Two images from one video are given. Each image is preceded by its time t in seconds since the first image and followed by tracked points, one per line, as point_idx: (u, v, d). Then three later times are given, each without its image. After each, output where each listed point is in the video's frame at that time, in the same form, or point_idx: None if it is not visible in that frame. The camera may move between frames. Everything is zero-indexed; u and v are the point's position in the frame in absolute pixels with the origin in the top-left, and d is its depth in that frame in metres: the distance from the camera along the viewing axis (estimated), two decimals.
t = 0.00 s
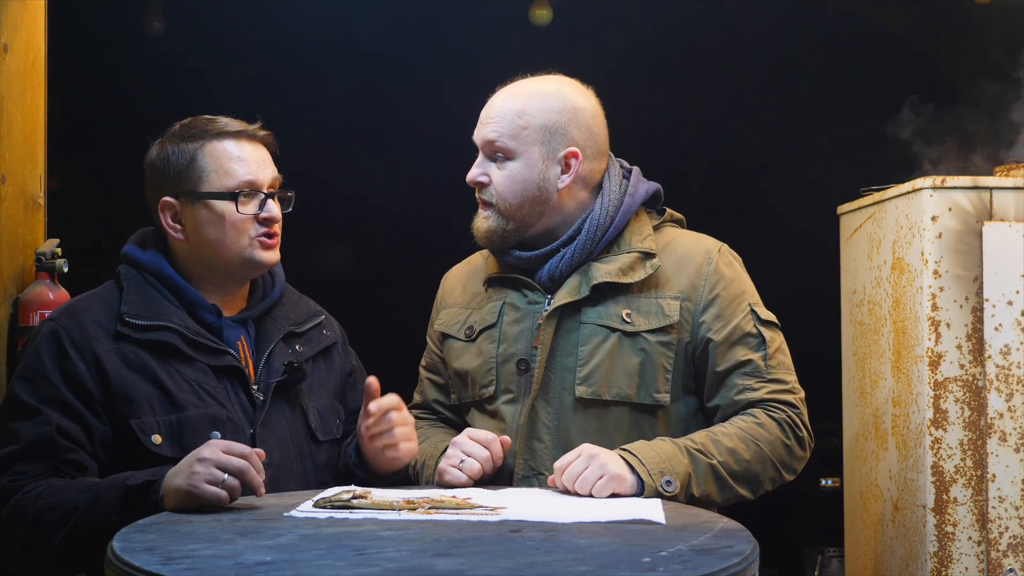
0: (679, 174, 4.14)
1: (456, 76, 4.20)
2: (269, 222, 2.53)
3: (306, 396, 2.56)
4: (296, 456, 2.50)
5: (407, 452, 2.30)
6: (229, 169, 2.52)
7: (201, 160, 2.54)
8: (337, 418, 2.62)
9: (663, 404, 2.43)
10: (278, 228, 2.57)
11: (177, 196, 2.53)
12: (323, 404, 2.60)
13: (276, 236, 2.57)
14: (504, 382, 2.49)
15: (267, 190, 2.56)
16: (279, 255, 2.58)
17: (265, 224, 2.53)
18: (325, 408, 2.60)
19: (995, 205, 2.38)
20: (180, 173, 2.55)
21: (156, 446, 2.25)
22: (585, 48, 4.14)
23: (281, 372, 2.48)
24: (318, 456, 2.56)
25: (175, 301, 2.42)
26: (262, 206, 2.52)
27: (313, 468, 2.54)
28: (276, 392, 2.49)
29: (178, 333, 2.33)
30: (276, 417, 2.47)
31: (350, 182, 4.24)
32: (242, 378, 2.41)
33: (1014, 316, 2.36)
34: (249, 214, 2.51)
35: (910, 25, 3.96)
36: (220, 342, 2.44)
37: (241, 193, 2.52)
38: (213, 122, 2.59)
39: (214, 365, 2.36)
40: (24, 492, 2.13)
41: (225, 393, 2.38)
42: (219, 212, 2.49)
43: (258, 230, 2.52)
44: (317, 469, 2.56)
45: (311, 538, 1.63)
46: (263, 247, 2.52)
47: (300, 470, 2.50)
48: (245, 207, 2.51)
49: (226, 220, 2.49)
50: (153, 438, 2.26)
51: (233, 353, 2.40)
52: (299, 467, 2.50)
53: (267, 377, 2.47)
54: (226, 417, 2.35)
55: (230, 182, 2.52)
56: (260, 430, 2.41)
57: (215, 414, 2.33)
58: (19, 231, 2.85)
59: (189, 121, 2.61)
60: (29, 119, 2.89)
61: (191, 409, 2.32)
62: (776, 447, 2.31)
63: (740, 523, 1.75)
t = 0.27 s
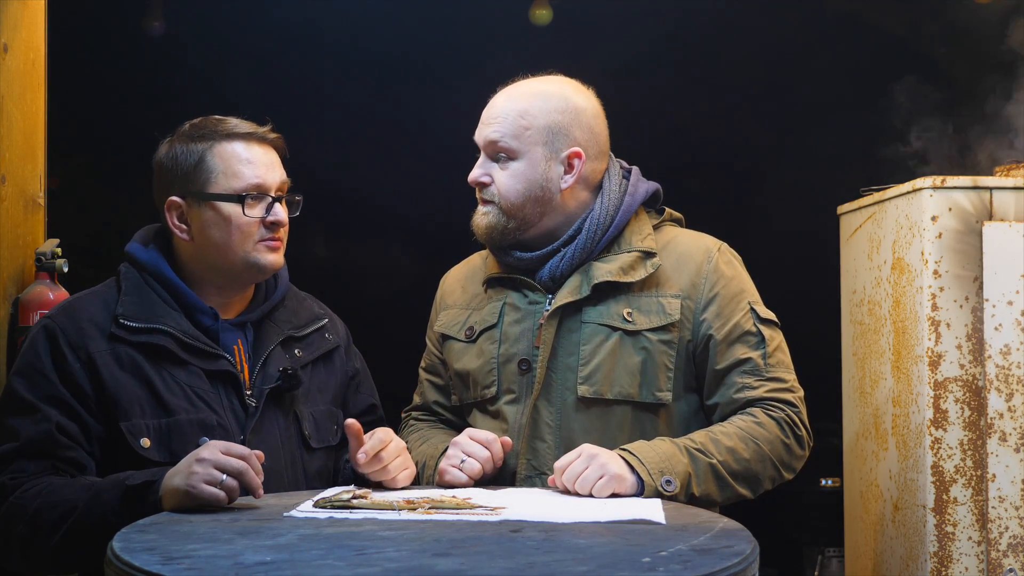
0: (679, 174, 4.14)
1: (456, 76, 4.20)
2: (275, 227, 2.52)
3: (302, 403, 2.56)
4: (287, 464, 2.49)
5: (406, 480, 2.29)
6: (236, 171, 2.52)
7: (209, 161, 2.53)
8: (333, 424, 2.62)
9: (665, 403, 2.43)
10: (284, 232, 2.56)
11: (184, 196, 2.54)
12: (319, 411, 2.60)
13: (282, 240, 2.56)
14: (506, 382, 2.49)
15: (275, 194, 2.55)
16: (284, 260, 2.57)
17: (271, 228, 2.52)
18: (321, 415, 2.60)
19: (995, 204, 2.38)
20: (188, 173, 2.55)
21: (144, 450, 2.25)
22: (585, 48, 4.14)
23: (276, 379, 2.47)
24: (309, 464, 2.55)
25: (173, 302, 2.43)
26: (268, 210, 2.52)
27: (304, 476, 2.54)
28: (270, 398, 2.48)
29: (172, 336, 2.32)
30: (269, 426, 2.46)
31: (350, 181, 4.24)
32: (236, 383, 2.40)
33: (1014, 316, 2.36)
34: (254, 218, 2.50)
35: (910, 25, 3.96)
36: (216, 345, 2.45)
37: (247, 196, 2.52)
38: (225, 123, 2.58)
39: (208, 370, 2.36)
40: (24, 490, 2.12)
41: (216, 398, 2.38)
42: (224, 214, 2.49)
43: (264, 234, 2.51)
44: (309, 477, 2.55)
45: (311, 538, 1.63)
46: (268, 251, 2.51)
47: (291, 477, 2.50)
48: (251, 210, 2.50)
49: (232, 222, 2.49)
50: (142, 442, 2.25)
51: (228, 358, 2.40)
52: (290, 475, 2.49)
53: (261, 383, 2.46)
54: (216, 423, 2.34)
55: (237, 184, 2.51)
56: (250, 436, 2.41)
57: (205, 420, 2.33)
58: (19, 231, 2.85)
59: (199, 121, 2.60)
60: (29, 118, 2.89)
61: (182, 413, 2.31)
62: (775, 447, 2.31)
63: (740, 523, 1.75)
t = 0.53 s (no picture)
0: (679, 174, 4.14)
1: (456, 76, 4.20)
2: (265, 226, 2.52)
3: (300, 402, 2.56)
4: (287, 463, 2.49)
5: (412, 481, 2.28)
6: (226, 171, 2.51)
7: (199, 160, 2.53)
8: (331, 424, 2.63)
9: (666, 404, 2.43)
10: (273, 232, 2.55)
11: (175, 195, 2.53)
12: (317, 410, 2.60)
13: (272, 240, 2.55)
14: (507, 383, 2.49)
15: (265, 193, 2.55)
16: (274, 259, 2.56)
17: (260, 228, 2.51)
18: (319, 414, 2.60)
19: (995, 204, 2.38)
20: (179, 172, 2.54)
21: (146, 452, 2.25)
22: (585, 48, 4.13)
23: (275, 380, 2.47)
24: (308, 463, 2.56)
25: (171, 304, 2.42)
26: (258, 210, 2.51)
27: (303, 475, 2.54)
28: (269, 399, 2.48)
29: (172, 337, 2.33)
30: (269, 425, 2.46)
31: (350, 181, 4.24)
32: (236, 383, 2.40)
33: (1014, 316, 2.36)
34: (244, 217, 2.50)
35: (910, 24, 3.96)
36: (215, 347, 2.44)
37: (237, 195, 2.51)
38: (217, 123, 2.58)
39: (208, 371, 2.36)
40: (24, 492, 2.13)
41: (216, 399, 2.38)
42: (214, 214, 2.48)
43: (253, 234, 2.50)
44: (308, 477, 2.56)
45: (312, 538, 1.63)
46: (257, 251, 2.51)
47: (291, 477, 2.50)
48: (240, 210, 2.50)
49: (221, 222, 2.48)
50: (144, 444, 2.25)
51: (228, 359, 2.40)
52: (290, 474, 2.50)
53: (260, 383, 2.46)
54: (216, 424, 2.35)
55: (226, 184, 2.51)
56: (251, 437, 2.41)
57: (206, 421, 2.33)
58: (19, 231, 2.85)
59: (192, 121, 2.60)
60: (29, 118, 2.89)
61: (182, 415, 2.31)
62: (775, 447, 2.31)
63: (740, 523, 1.75)
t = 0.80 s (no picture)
0: (679, 174, 4.14)
1: (456, 76, 4.20)
2: (246, 227, 2.49)
3: (299, 400, 2.56)
4: (287, 461, 2.50)
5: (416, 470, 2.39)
6: (207, 172, 2.49)
7: (182, 161, 2.51)
8: (329, 422, 2.62)
9: (668, 404, 2.43)
10: (257, 232, 2.52)
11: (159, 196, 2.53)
12: (315, 408, 2.60)
13: (256, 240, 2.53)
14: (509, 383, 2.49)
15: (247, 194, 2.52)
16: (259, 260, 2.54)
17: (241, 229, 2.49)
18: (318, 412, 2.60)
19: (995, 204, 2.38)
20: (163, 172, 2.53)
21: (145, 451, 2.25)
22: (586, 48, 4.13)
23: (274, 377, 2.47)
24: (308, 461, 2.56)
25: (167, 303, 2.43)
26: (239, 212, 2.49)
27: (303, 473, 2.55)
28: (268, 397, 2.48)
29: (169, 336, 2.33)
30: (268, 423, 2.46)
31: (351, 181, 4.24)
32: (234, 381, 2.40)
33: (1014, 316, 2.36)
34: (223, 219, 2.47)
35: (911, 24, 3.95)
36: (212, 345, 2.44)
37: (218, 197, 2.49)
38: (202, 123, 2.55)
39: (205, 369, 2.36)
40: (23, 492, 2.13)
41: (216, 398, 2.38)
42: (193, 217, 2.47)
43: (233, 236, 2.48)
44: (308, 475, 2.56)
45: (312, 538, 1.63)
46: (238, 253, 2.49)
47: (291, 476, 2.50)
48: (218, 212, 2.47)
49: (201, 223, 2.46)
50: (143, 443, 2.25)
51: (226, 357, 2.40)
52: (290, 472, 2.50)
53: (259, 381, 2.47)
54: (215, 422, 2.35)
55: (206, 185, 2.49)
56: (250, 436, 2.41)
57: (205, 419, 2.33)
58: (19, 231, 2.85)
59: (177, 120, 2.58)
60: (29, 118, 2.89)
61: (181, 413, 2.31)
62: (774, 447, 2.31)
63: (740, 524, 1.75)
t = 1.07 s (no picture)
0: (679, 174, 4.14)
1: (456, 77, 4.20)
2: (251, 225, 2.50)
3: (300, 401, 2.56)
4: (286, 461, 2.49)
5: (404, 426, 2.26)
6: (212, 171, 2.50)
7: (186, 160, 2.52)
8: (331, 422, 2.61)
9: (671, 404, 2.43)
10: (262, 230, 2.52)
11: (163, 196, 2.54)
12: (317, 408, 2.59)
13: (262, 238, 2.53)
14: (512, 384, 2.49)
15: (251, 193, 2.52)
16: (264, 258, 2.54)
17: (246, 227, 2.49)
18: (319, 412, 2.60)
19: (995, 204, 2.38)
20: (170, 172, 2.54)
21: (145, 448, 2.25)
22: (586, 49, 4.13)
23: (274, 377, 2.48)
24: (308, 460, 2.55)
25: (171, 301, 2.43)
26: (244, 209, 2.49)
27: (304, 473, 2.54)
28: (268, 397, 2.48)
29: (171, 335, 2.33)
30: (268, 423, 2.46)
31: (350, 182, 4.23)
32: (236, 381, 2.40)
33: (1014, 316, 2.36)
34: (229, 216, 2.48)
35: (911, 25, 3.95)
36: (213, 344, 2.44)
37: (223, 195, 2.49)
38: (208, 123, 2.57)
39: (207, 368, 2.36)
40: (24, 488, 2.12)
41: (217, 397, 2.38)
42: (198, 215, 2.47)
43: (238, 234, 2.48)
44: (308, 474, 2.55)
45: (312, 538, 1.63)
46: (243, 250, 2.49)
47: (291, 475, 2.50)
48: (223, 211, 2.48)
49: (206, 221, 2.47)
50: (143, 440, 2.26)
51: (227, 357, 2.40)
52: (289, 472, 2.50)
53: (259, 380, 2.47)
54: (216, 421, 2.35)
55: (211, 183, 2.49)
56: (250, 434, 2.41)
57: (205, 418, 2.33)
58: (19, 231, 2.85)
59: (184, 121, 2.60)
60: (29, 118, 2.90)
61: (182, 411, 2.31)
62: (773, 448, 2.31)
63: (740, 523, 1.75)
